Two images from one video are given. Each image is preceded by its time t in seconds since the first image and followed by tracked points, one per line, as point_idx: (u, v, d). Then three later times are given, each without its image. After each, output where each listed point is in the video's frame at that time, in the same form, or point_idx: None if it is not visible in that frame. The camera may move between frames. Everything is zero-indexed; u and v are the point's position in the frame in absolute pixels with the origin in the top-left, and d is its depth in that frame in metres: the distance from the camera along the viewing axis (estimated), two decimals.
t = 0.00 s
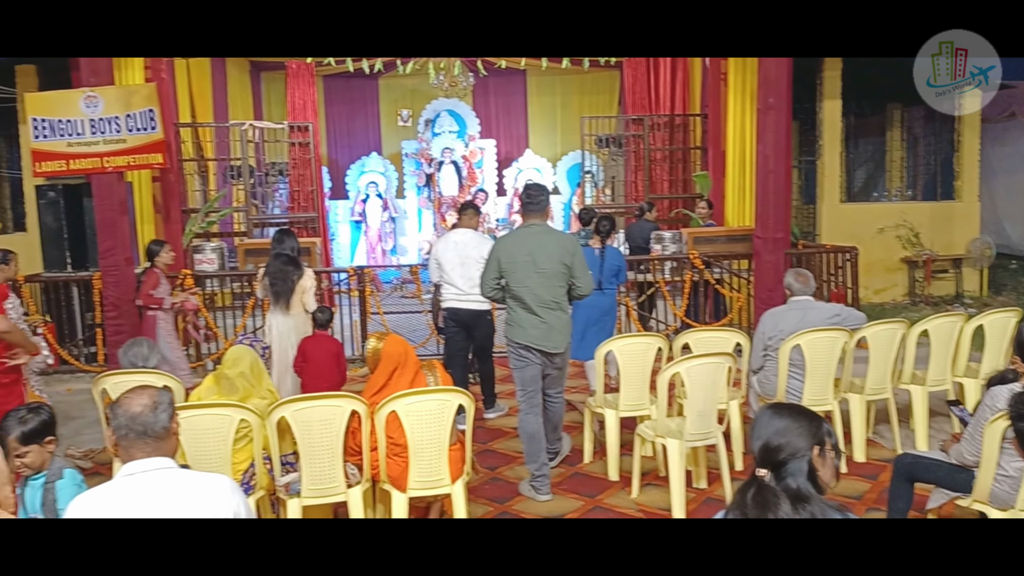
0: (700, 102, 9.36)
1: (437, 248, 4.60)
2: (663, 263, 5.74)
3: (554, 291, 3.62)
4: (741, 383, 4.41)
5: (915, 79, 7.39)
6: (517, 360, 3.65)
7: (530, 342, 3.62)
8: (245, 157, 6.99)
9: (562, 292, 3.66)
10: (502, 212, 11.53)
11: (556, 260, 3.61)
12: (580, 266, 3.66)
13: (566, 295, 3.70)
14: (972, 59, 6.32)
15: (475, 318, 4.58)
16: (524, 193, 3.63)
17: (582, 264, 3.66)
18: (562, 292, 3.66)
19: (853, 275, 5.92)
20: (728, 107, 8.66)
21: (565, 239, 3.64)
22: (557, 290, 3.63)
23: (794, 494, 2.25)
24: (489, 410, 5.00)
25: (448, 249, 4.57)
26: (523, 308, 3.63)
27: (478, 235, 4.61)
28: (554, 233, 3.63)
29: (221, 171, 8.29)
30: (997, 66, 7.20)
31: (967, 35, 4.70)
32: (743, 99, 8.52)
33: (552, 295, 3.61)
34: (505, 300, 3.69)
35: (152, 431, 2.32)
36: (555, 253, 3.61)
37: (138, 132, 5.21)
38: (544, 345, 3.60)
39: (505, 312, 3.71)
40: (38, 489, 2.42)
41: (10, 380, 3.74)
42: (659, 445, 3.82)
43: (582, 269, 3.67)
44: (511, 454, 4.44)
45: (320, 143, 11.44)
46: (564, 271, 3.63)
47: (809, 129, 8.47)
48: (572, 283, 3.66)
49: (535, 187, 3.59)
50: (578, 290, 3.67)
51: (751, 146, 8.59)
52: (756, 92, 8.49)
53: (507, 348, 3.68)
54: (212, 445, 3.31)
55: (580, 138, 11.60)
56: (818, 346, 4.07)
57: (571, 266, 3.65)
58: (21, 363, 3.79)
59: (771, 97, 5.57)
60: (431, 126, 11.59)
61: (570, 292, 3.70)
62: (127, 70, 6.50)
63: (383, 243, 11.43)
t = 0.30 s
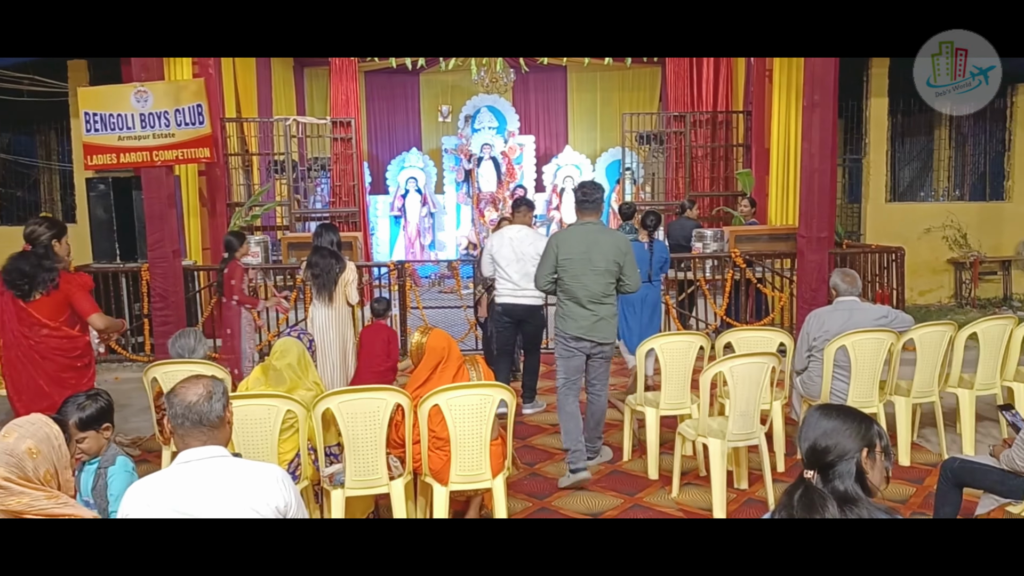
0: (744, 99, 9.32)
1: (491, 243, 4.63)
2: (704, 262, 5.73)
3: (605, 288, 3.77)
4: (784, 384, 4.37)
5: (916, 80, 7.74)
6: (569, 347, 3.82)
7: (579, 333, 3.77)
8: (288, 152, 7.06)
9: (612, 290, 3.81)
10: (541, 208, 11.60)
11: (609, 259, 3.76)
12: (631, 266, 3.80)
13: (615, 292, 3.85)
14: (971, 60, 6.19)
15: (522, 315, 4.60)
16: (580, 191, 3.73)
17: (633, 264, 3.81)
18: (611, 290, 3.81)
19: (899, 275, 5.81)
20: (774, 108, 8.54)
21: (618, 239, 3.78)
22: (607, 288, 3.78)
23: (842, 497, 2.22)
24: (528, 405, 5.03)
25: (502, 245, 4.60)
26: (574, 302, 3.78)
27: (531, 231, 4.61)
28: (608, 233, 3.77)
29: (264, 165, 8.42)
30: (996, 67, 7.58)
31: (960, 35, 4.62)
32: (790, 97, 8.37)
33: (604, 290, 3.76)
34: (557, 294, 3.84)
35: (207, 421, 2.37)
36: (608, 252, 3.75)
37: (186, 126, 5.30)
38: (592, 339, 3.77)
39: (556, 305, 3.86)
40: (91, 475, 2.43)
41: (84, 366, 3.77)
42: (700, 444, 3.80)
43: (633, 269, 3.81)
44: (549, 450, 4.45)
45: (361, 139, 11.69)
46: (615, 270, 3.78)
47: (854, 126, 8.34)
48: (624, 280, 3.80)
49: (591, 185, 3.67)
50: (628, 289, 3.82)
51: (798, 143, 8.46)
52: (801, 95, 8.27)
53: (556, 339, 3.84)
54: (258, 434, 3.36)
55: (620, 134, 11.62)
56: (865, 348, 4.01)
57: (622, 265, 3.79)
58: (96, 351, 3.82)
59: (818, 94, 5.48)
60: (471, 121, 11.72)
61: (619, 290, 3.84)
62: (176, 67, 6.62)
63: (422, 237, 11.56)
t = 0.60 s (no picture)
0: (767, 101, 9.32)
1: (526, 240, 4.63)
2: (725, 264, 5.68)
3: (636, 282, 4.12)
4: (806, 387, 4.35)
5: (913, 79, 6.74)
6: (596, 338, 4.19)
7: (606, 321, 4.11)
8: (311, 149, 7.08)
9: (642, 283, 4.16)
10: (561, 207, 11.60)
11: (640, 255, 4.11)
12: (661, 261, 4.16)
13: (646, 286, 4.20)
14: (971, 60, 6.00)
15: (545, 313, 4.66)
16: (612, 189, 4.10)
17: (663, 260, 4.17)
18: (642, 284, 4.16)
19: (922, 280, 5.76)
20: (797, 105, 8.52)
21: (650, 237, 4.14)
22: (638, 281, 4.13)
23: (867, 501, 2.20)
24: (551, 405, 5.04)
25: (538, 243, 4.61)
26: (604, 292, 4.13)
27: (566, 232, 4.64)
28: (639, 231, 4.13)
29: (286, 162, 8.49)
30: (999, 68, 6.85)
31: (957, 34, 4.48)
32: (813, 99, 8.39)
33: (632, 283, 4.11)
34: (589, 287, 4.21)
35: (237, 416, 2.39)
36: (640, 248, 4.11)
37: (212, 123, 5.34)
38: (622, 328, 4.11)
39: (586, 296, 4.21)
40: (122, 466, 2.52)
41: (116, 357, 3.87)
42: (722, 447, 3.79)
43: (663, 265, 4.18)
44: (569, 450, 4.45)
45: (383, 137, 11.80)
46: (646, 265, 4.13)
47: (878, 130, 8.28)
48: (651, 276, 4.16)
49: (621, 183, 4.05)
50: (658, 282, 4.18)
51: (820, 143, 8.44)
52: (825, 96, 8.33)
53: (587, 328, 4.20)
54: (282, 428, 3.40)
55: (641, 134, 11.65)
56: (887, 353, 3.99)
57: (652, 261, 4.15)
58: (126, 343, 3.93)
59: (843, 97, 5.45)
60: (492, 120, 11.81)
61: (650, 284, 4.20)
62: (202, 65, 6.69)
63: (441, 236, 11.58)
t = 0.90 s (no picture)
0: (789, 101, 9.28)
1: (552, 237, 4.70)
2: (746, 265, 5.65)
3: (654, 279, 4.13)
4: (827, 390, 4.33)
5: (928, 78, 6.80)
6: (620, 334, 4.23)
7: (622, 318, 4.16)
8: (332, 146, 7.11)
9: (661, 280, 4.15)
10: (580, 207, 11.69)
11: (658, 251, 4.12)
12: (680, 259, 4.14)
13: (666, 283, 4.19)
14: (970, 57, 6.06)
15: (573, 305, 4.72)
16: (638, 188, 4.11)
17: (683, 258, 4.15)
18: (661, 281, 4.16)
19: (945, 283, 5.72)
20: (818, 108, 8.58)
21: (669, 234, 4.14)
22: (656, 278, 4.13)
23: (893, 504, 2.09)
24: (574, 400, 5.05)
25: (562, 240, 4.67)
26: (621, 289, 4.17)
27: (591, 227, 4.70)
28: (658, 228, 4.14)
29: (307, 159, 8.53)
30: (996, 66, 7.62)
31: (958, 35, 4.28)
32: (836, 100, 8.38)
33: (649, 280, 4.12)
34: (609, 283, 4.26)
35: (264, 411, 2.39)
36: (657, 245, 4.12)
37: (236, 119, 5.37)
38: (639, 324, 4.12)
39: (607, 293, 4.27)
40: (165, 453, 2.62)
41: (142, 345, 3.90)
42: (743, 448, 3.77)
43: (682, 262, 4.16)
44: (587, 449, 4.44)
45: (402, 134, 11.84)
46: (664, 262, 4.13)
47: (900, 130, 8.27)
48: (671, 274, 4.16)
49: (646, 184, 4.04)
50: (677, 279, 4.17)
51: (846, 143, 8.37)
52: (848, 96, 8.30)
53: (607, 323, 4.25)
54: (306, 421, 3.41)
55: (660, 134, 11.65)
56: (910, 356, 3.95)
57: (671, 258, 4.14)
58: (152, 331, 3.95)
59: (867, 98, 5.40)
60: (512, 119, 11.88)
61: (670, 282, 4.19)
62: (225, 61, 6.73)
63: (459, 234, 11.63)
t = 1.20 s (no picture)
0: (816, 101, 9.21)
1: (579, 241, 4.90)
2: (772, 266, 5.65)
3: (676, 277, 4.13)
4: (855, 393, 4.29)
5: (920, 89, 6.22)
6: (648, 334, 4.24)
7: (651, 318, 4.18)
8: (359, 145, 7.16)
9: (684, 278, 4.15)
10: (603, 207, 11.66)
11: (677, 250, 4.13)
12: (700, 257, 4.12)
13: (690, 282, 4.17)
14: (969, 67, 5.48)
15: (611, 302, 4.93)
16: (658, 190, 4.17)
17: (703, 255, 4.12)
18: (684, 279, 4.15)
19: (975, 287, 5.65)
20: (848, 108, 8.49)
21: (688, 232, 4.14)
22: (677, 276, 4.14)
23: (926, 510, 2.06)
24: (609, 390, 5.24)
25: (589, 239, 4.86)
26: (648, 290, 4.21)
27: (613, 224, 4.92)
28: (677, 226, 4.15)
29: (333, 157, 8.60)
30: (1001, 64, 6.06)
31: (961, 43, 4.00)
32: (865, 101, 8.31)
33: (671, 278, 4.14)
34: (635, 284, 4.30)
35: (297, 406, 2.39)
36: (676, 243, 4.13)
37: (264, 118, 5.42)
38: (663, 322, 4.13)
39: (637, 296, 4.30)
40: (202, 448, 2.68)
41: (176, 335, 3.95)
42: (769, 451, 3.74)
43: (704, 260, 4.13)
44: (611, 449, 4.44)
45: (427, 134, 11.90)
46: (685, 260, 4.13)
47: (930, 132, 8.18)
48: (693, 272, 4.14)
49: (667, 184, 4.11)
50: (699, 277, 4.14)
51: (874, 144, 8.36)
52: (878, 97, 8.23)
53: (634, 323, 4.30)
54: (334, 418, 3.44)
55: (686, 135, 11.60)
56: (941, 360, 3.90)
57: (692, 256, 4.13)
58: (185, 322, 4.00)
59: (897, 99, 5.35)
60: (536, 119, 11.89)
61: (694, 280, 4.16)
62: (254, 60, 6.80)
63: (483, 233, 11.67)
